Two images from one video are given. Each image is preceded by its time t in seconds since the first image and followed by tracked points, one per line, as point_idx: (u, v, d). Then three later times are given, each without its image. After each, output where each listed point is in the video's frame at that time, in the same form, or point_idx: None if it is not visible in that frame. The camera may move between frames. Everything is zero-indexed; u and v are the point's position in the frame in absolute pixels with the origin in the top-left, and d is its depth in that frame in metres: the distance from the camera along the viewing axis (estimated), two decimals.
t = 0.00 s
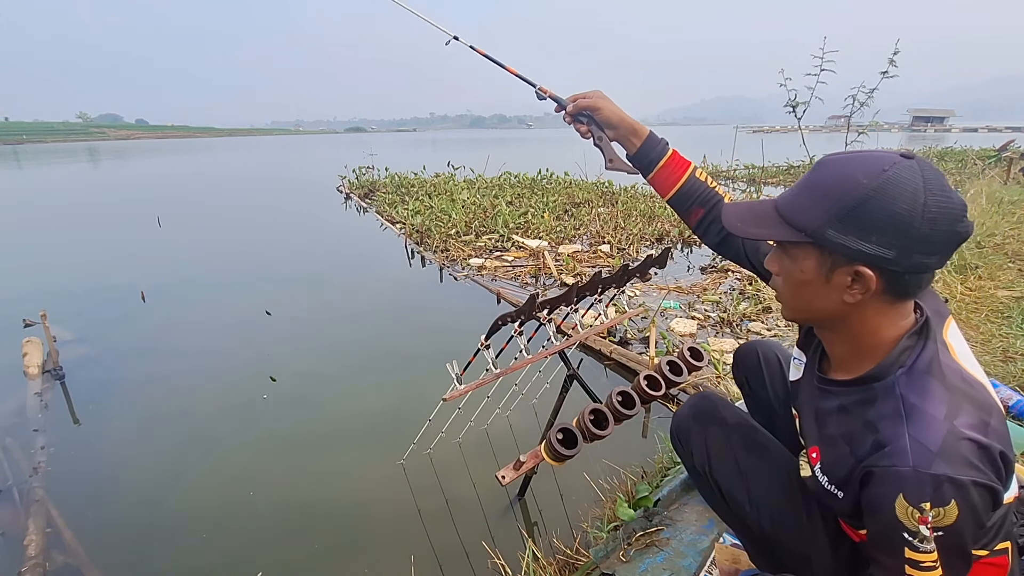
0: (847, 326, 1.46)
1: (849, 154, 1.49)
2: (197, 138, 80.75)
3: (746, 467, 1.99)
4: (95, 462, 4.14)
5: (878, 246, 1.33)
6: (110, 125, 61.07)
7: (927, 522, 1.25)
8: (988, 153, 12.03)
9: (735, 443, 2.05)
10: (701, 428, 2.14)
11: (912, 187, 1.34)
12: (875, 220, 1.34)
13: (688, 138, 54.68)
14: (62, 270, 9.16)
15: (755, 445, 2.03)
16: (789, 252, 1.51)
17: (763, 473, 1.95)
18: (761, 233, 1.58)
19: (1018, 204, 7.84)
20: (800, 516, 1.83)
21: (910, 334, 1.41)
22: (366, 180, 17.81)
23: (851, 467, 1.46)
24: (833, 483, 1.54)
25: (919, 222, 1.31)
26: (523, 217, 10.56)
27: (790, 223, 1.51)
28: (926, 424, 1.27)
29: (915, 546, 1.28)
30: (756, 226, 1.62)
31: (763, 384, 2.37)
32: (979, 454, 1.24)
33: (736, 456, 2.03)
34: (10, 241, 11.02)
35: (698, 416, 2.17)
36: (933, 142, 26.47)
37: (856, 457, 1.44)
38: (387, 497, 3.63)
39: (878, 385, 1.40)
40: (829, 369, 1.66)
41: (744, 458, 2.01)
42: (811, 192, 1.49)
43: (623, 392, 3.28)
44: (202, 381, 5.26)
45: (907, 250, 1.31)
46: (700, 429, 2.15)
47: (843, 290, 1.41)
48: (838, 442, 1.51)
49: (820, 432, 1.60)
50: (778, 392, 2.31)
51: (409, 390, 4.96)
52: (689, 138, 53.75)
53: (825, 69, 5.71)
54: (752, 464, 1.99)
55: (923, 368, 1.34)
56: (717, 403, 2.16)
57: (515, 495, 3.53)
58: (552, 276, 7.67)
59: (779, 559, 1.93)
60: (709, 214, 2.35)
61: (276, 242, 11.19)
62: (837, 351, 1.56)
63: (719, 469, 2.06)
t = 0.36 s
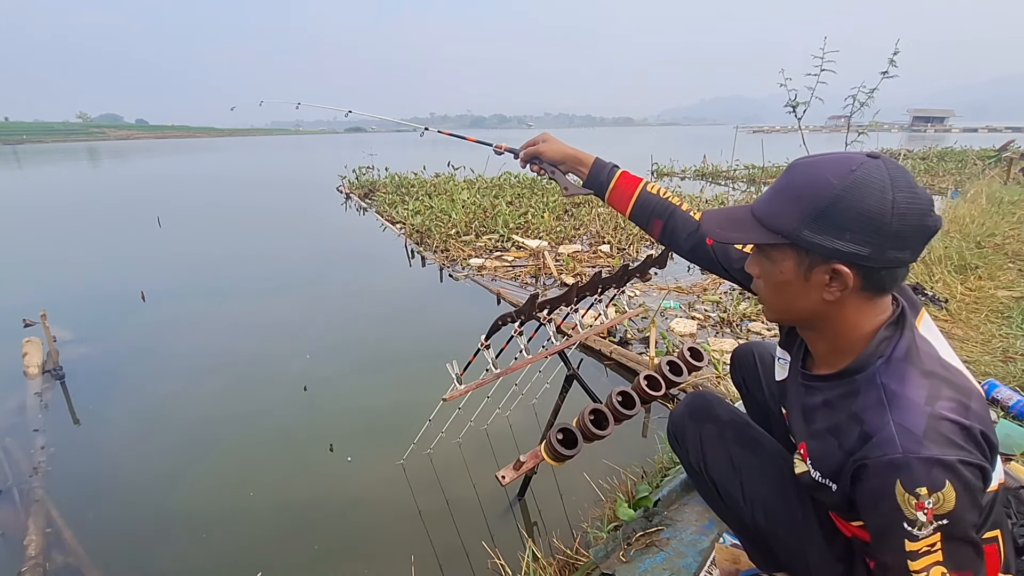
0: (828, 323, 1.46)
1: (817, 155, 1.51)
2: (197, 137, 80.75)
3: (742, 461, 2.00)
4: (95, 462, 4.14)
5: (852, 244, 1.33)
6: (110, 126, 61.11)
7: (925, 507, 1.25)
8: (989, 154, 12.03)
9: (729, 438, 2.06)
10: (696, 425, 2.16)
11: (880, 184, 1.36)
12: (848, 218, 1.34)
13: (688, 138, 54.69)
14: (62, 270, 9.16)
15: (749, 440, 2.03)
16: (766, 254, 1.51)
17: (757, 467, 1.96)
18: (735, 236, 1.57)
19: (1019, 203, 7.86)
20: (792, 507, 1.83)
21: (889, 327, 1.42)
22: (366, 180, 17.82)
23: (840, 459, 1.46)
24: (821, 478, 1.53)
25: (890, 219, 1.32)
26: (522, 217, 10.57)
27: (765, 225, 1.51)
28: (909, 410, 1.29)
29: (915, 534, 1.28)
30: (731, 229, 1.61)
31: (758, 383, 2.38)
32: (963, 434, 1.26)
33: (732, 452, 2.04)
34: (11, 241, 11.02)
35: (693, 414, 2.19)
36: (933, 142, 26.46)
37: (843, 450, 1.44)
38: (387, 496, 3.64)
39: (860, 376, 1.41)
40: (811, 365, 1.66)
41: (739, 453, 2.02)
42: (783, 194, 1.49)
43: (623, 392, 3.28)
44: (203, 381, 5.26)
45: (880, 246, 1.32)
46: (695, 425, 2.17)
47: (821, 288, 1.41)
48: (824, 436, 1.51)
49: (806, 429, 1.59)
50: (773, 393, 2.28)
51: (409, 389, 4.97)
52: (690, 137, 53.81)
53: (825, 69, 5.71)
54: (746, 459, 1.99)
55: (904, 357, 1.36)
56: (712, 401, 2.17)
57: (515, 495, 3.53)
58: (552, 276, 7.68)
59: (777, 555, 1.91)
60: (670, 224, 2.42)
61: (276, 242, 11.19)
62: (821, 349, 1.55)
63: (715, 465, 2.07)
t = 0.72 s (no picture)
0: (820, 324, 1.47)
1: (805, 158, 1.51)
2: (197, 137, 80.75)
3: (741, 460, 2.01)
4: (95, 462, 4.15)
5: (841, 245, 1.33)
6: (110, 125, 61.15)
7: (921, 507, 1.26)
8: (989, 154, 12.03)
9: (728, 437, 2.07)
10: (695, 424, 2.17)
11: (867, 185, 1.36)
12: (836, 220, 1.34)
13: (689, 138, 54.71)
14: (62, 270, 9.17)
15: (748, 439, 2.04)
16: (757, 256, 1.51)
17: (755, 466, 1.96)
18: (726, 239, 1.57)
19: (1019, 203, 7.86)
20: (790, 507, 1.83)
21: (882, 327, 1.42)
22: (366, 180, 17.82)
23: (839, 460, 1.46)
24: (820, 478, 1.53)
25: (877, 220, 1.32)
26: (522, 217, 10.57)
27: (755, 227, 1.51)
28: (906, 410, 1.29)
29: (915, 534, 1.29)
30: (722, 232, 1.61)
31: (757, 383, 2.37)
32: (959, 434, 1.26)
33: (731, 451, 2.04)
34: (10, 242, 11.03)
35: (692, 413, 2.19)
36: (933, 142, 26.49)
37: (842, 451, 1.44)
38: (387, 496, 3.64)
39: (857, 377, 1.41)
40: (807, 366, 1.66)
41: (739, 452, 2.02)
42: (772, 196, 1.49)
43: (623, 392, 3.28)
44: (203, 381, 5.26)
45: (867, 247, 1.32)
46: (694, 424, 2.17)
47: (812, 289, 1.41)
48: (822, 436, 1.51)
49: (803, 429, 1.59)
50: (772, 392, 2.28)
51: (409, 389, 4.97)
52: (690, 137, 53.80)
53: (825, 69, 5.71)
54: (745, 458, 2.00)
55: (900, 358, 1.35)
56: (711, 400, 2.17)
57: (515, 496, 3.53)
58: (552, 276, 7.68)
59: (776, 554, 1.91)
60: (665, 227, 2.44)
61: (276, 242, 11.19)
62: (815, 349, 1.56)
63: (714, 464, 2.08)
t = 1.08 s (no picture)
0: (819, 324, 1.47)
1: (809, 158, 1.51)
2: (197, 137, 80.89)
3: (742, 461, 2.00)
4: (94, 462, 4.15)
5: (840, 246, 1.33)
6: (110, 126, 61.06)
7: (909, 507, 1.26)
8: (989, 154, 12.04)
9: (729, 437, 2.07)
10: (696, 424, 2.17)
11: (869, 188, 1.35)
12: (837, 221, 1.34)
13: (689, 139, 54.72)
14: (61, 270, 9.16)
15: (748, 439, 2.04)
16: (758, 254, 1.51)
17: (756, 466, 1.96)
18: (727, 236, 1.57)
19: (1019, 203, 7.87)
20: (790, 507, 1.83)
21: (881, 329, 1.42)
22: (366, 180, 17.83)
23: (836, 460, 1.46)
24: (817, 479, 1.53)
25: (878, 222, 1.32)
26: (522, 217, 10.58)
27: (756, 226, 1.51)
28: (903, 411, 1.29)
29: (898, 532, 1.29)
30: (723, 230, 1.62)
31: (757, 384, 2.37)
32: (956, 438, 1.26)
33: (731, 451, 2.04)
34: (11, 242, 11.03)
35: (692, 413, 2.20)
36: (934, 141, 26.53)
37: (840, 451, 1.43)
38: (387, 496, 3.64)
39: (856, 378, 1.41)
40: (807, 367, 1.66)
41: (739, 452, 2.02)
42: (774, 195, 1.49)
43: (623, 392, 3.29)
44: (202, 381, 5.26)
45: (868, 249, 1.32)
46: (694, 424, 2.18)
47: (810, 289, 1.42)
48: (821, 437, 1.51)
49: (803, 430, 1.59)
50: (771, 393, 2.29)
51: (409, 389, 4.97)
52: (690, 137, 53.91)
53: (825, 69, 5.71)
54: (745, 458, 2.00)
55: (899, 359, 1.35)
56: (711, 401, 2.17)
57: (515, 496, 3.52)
58: (552, 276, 7.69)
59: (776, 554, 1.91)
60: (671, 235, 2.43)
61: (276, 242, 11.19)
62: (814, 350, 1.56)
63: (715, 464, 2.08)
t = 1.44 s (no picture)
0: (814, 326, 1.47)
1: (801, 160, 1.51)
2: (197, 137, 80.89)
3: (742, 463, 2.00)
4: (94, 462, 4.14)
5: (832, 249, 1.34)
6: (111, 126, 61.07)
7: (912, 509, 1.26)
8: (989, 154, 12.05)
9: (728, 438, 2.07)
10: (695, 425, 2.17)
11: (860, 189, 1.35)
12: (828, 222, 1.34)
13: (689, 139, 54.81)
14: (62, 270, 9.17)
15: (748, 440, 2.04)
16: (751, 256, 1.52)
17: (756, 468, 1.96)
18: (721, 239, 1.58)
19: (1020, 203, 7.88)
20: (791, 509, 1.82)
21: (876, 330, 1.42)
22: (366, 180, 17.84)
23: (836, 464, 1.45)
24: (817, 482, 1.53)
25: (869, 224, 1.32)
26: (523, 217, 10.58)
27: (749, 228, 1.51)
28: (903, 414, 1.29)
29: (903, 535, 1.29)
30: (717, 232, 1.62)
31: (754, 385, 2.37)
32: (956, 439, 1.26)
33: (731, 453, 2.04)
34: (11, 242, 11.03)
35: (691, 414, 2.20)
36: (934, 141, 26.54)
37: (839, 455, 1.43)
38: (387, 496, 3.64)
39: (853, 380, 1.41)
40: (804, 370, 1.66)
41: (739, 454, 2.02)
42: (767, 198, 1.50)
43: (623, 392, 3.28)
44: (203, 381, 5.26)
45: (859, 250, 1.32)
46: (693, 425, 2.18)
47: (804, 291, 1.42)
48: (820, 440, 1.51)
49: (802, 433, 1.58)
50: (769, 394, 2.29)
51: (409, 389, 4.98)
52: (690, 137, 53.94)
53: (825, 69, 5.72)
54: (745, 459, 2.00)
55: (896, 361, 1.35)
56: (711, 401, 2.18)
57: (515, 496, 3.53)
58: (552, 276, 7.69)
59: (777, 556, 1.91)
60: (670, 240, 2.44)
61: (277, 242, 11.20)
62: (810, 352, 1.56)
63: (715, 466, 2.08)
